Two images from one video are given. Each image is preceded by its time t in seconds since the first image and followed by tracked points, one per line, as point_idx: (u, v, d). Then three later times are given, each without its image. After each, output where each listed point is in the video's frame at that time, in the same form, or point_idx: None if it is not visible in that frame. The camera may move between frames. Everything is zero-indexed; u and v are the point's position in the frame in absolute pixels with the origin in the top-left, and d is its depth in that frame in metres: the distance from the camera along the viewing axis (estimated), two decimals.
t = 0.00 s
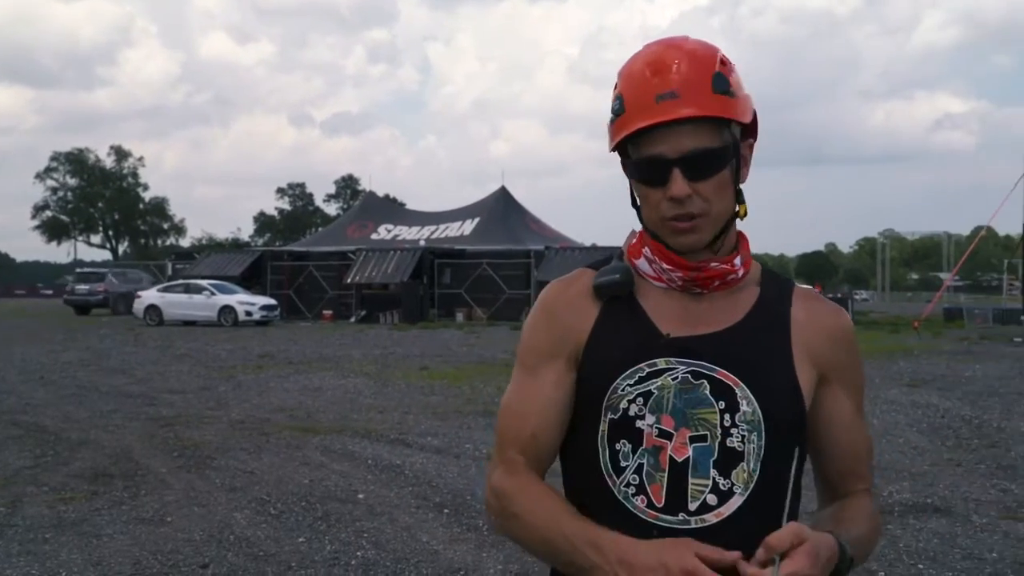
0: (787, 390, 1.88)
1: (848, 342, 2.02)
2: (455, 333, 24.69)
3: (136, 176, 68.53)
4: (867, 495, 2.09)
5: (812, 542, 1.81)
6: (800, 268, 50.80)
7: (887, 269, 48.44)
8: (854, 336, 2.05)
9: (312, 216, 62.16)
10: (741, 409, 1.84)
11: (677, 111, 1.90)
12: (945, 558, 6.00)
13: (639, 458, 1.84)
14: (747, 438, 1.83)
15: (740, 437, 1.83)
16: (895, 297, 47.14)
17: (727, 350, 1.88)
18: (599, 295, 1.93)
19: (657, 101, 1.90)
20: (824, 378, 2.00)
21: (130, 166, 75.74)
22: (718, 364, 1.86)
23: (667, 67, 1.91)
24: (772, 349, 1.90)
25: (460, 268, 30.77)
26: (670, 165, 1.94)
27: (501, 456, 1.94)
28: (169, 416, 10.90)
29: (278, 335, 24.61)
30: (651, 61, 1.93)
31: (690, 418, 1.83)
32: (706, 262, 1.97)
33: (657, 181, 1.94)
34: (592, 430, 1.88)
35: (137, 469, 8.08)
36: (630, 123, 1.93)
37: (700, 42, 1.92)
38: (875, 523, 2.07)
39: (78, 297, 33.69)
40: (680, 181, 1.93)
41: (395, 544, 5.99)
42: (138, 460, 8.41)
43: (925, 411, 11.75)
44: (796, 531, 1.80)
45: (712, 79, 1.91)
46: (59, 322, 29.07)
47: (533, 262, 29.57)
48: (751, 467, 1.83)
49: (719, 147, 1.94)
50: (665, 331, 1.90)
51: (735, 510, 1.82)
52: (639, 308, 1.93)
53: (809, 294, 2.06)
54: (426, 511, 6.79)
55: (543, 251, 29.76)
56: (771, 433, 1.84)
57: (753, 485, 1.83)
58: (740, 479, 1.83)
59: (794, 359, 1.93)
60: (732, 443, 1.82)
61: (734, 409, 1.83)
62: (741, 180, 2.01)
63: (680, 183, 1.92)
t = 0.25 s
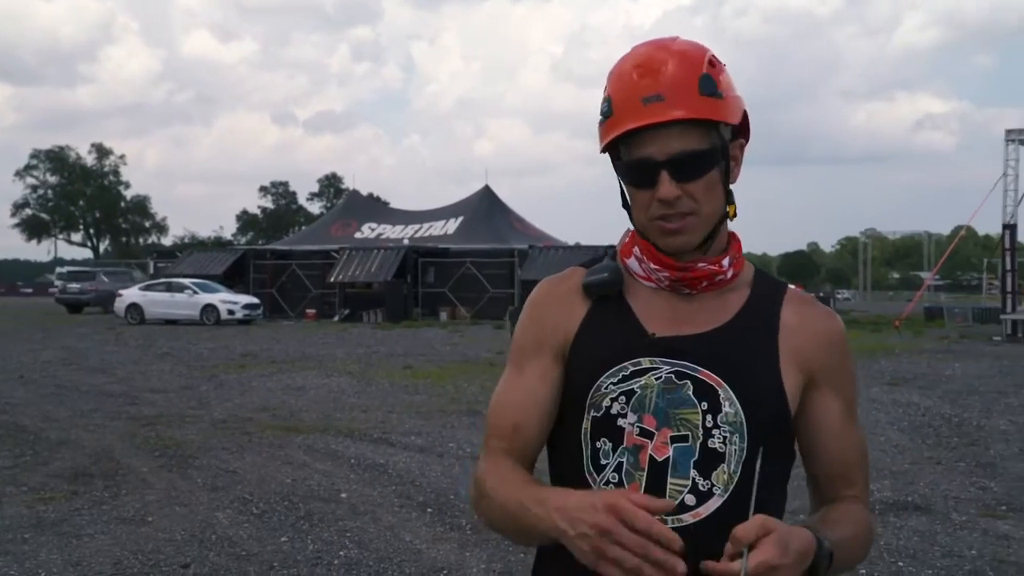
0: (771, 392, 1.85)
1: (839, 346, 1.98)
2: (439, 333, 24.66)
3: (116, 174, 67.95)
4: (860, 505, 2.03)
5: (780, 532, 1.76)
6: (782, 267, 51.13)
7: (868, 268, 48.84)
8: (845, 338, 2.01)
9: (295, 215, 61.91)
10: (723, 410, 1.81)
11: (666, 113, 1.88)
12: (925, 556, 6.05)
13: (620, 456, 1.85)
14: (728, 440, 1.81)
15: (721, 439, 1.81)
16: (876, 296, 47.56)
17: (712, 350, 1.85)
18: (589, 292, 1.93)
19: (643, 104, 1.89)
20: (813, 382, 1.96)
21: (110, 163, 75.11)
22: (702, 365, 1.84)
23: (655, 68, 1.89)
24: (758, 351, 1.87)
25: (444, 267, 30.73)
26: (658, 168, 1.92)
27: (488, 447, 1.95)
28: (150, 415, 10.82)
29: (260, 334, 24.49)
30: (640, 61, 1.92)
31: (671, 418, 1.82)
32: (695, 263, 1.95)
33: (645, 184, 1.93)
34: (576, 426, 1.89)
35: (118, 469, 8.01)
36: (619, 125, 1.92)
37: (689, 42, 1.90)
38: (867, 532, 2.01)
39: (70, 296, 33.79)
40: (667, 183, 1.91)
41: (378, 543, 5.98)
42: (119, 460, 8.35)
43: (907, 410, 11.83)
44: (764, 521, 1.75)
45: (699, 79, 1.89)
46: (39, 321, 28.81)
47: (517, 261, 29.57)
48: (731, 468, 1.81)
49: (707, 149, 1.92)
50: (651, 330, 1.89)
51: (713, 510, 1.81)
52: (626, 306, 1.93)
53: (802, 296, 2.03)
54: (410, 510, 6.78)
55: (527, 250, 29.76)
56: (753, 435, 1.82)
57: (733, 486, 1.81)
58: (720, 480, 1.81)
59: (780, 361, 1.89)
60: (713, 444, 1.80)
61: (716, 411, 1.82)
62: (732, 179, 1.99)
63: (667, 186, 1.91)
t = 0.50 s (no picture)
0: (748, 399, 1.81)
1: (826, 360, 1.93)
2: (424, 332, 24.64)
3: (99, 173, 67.51)
4: (845, 517, 1.97)
5: (739, 545, 1.70)
6: (766, 267, 51.46)
7: (851, 268, 49.24)
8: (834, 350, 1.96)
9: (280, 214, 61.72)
10: (696, 416, 1.78)
11: (659, 120, 1.86)
12: (906, 554, 6.10)
13: (591, 454, 1.83)
14: (700, 446, 1.78)
15: (693, 443, 1.78)
16: (859, 296, 47.96)
17: (689, 354, 1.82)
18: (576, 287, 1.95)
19: (637, 109, 1.86)
20: (796, 394, 1.91)
21: (93, 162, 74.63)
22: (679, 367, 1.81)
23: (649, 71, 1.87)
24: (736, 357, 1.83)
25: (429, 267, 30.71)
26: (649, 174, 1.89)
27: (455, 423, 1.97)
28: (132, 415, 10.75)
29: (244, 333, 24.39)
30: (635, 64, 1.89)
31: (645, 420, 1.80)
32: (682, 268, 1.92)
33: (637, 189, 1.90)
34: (551, 421, 1.89)
35: (100, 469, 7.96)
36: (611, 129, 1.89)
37: (685, 44, 1.87)
38: (849, 545, 1.96)
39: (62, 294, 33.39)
40: (658, 189, 1.88)
41: (363, 543, 5.97)
42: (102, 460, 8.29)
43: (889, 409, 11.93)
44: (722, 534, 1.69)
45: (694, 84, 1.86)
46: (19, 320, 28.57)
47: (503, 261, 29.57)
48: (700, 474, 1.78)
49: (699, 155, 1.88)
50: (633, 330, 1.87)
51: (680, 515, 1.78)
52: (611, 303, 1.92)
53: (793, 306, 1.98)
54: (395, 510, 6.77)
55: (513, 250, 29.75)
56: (727, 442, 1.79)
57: (701, 492, 1.78)
58: (687, 485, 1.78)
59: (760, 370, 1.84)
60: (683, 448, 1.77)
61: (690, 415, 1.79)
62: (724, 186, 1.95)
63: (658, 192, 1.88)
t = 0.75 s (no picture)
0: (693, 402, 1.83)
1: (770, 366, 1.96)
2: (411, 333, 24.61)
3: (83, 173, 66.93)
4: (787, 524, 2.01)
5: (680, 552, 1.69)
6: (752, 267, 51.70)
7: (836, 267, 49.54)
8: (778, 358, 1.99)
9: (266, 214, 61.44)
10: (641, 417, 1.80)
11: (621, 124, 1.88)
12: (889, 552, 6.15)
13: (535, 456, 1.83)
14: (643, 447, 1.79)
15: (636, 446, 1.79)
16: (844, 296, 48.27)
17: (634, 356, 1.84)
18: (523, 290, 1.97)
19: (601, 113, 1.88)
20: (741, 401, 1.93)
21: (76, 161, 74.01)
22: (625, 370, 1.82)
23: (613, 74, 1.89)
24: (681, 360, 1.85)
25: (416, 267, 30.67)
26: (609, 178, 1.91)
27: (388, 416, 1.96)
28: (115, 416, 10.68)
29: (229, 334, 24.26)
30: (596, 67, 1.92)
31: (589, 421, 1.80)
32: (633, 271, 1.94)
33: (595, 192, 1.92)
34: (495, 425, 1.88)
35: (83, 471, 7.91)
36: (571, 133, 1.91)
37: (644, 50, 1.90)
38: (791, 552, 1.99)
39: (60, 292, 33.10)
40: (619, 193, 1.90)
41: (348, 544, 5.96)
42: (85, 462, 8.24)
43: (873, 408, 12.02)
44: (663, 540, 1.69)
45: (655, 91, 1.89)
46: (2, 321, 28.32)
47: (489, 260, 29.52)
48: (643, 476, 1.79)
49: (657, 161, 1.92)
50: (579, 333, 1.89)
51: (622, 517, 1.79)
52: (559, 307, 1.94)
53: (739, 313, 2.00)
54: (381, 511, 6.77)
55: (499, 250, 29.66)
56: (671, 446, 1.81)
57: (644, 494, 1.79)
58: (631, 487, 1.79)
59: (705, 374, 1.86)
60: (627, 449, 1.78)
61: (634, 417, 1.80)
62: (678, 191, 2.00)
63: (619, 196, 1.90)
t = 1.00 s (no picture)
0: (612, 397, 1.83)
1: (683, 359, 1.97)
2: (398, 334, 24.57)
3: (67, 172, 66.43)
4: (699, 518, 2.04)
5: (590, 542, 1.69)
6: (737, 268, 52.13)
7: (821, 268, 49.85)
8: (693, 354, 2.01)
9: (253, 215, 61.18)
10: (560, 412, 1.80)
11: (492, 124, 1.87)
12: (873, 551, 6.18)
13: (454, 456, 1.82)
14: (563, 442, 1.79)
15: (556, 441, 1.79)
16: (830, 296, 48.61)
17: (553, 352, 1.84)
18: (436, 291, 1.97)
19: (470, 118, 1.88)
20: (655, 397, 1.94)
21: (61, 161, 73.55)
22: (543, 366, 1.82)
23: (480, 78, 1.89)
24: (598, 356, 1.85)
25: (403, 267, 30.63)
26: (489, 181, 1.90)
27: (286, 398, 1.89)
28: (99, 418, 10.60)
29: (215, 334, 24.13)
30: (465, 74, 1.92)
31: (509, 418, 1.80)
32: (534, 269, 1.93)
33: (479, 197, 1.90)
34: (414, 425, 1.87)
35: (67, 473, 7.86)
36: (447, 141, 1.91)
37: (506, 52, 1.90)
38: (702, 547, 2.02)
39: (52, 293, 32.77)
40: (499, 194, 1.88)
41: (334, 545, 5.94)
42: (69, 464, 8.19)
43: (858, 408, 12.08)
44: (574, 533, 1.69)
45: (521, 88, 1.88)
46: None
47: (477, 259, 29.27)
48: (564, 470, 1.79)
49: (536, 156, 1.90)
50: (494, 331, 1.89)
51: (544, 514, 1.78)
52: (474, 307, 1.93)
53: (652, 308, 2.01)
54: (366, 511, 6.76)
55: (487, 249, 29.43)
56: (589, 442, 1.81)
57: (566, 489, 1.79)
58: (552, 483, 1.79)
59: (621, 369, 1.87)
60: (546, 445, 1.78)
61: (554, 412, 1.80)
62: (569, 186, 1.97)
63: (500, 197, 1.88)
